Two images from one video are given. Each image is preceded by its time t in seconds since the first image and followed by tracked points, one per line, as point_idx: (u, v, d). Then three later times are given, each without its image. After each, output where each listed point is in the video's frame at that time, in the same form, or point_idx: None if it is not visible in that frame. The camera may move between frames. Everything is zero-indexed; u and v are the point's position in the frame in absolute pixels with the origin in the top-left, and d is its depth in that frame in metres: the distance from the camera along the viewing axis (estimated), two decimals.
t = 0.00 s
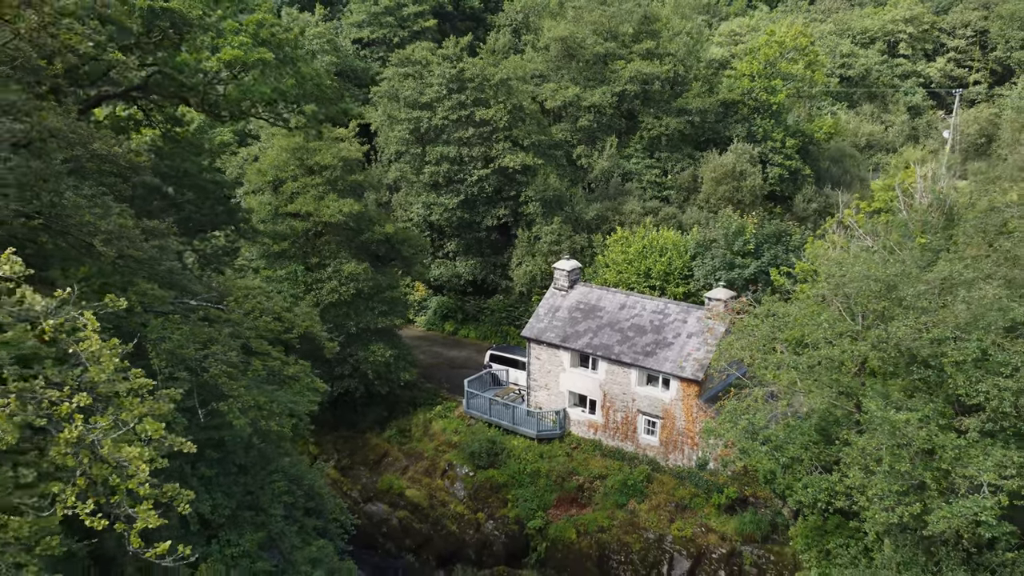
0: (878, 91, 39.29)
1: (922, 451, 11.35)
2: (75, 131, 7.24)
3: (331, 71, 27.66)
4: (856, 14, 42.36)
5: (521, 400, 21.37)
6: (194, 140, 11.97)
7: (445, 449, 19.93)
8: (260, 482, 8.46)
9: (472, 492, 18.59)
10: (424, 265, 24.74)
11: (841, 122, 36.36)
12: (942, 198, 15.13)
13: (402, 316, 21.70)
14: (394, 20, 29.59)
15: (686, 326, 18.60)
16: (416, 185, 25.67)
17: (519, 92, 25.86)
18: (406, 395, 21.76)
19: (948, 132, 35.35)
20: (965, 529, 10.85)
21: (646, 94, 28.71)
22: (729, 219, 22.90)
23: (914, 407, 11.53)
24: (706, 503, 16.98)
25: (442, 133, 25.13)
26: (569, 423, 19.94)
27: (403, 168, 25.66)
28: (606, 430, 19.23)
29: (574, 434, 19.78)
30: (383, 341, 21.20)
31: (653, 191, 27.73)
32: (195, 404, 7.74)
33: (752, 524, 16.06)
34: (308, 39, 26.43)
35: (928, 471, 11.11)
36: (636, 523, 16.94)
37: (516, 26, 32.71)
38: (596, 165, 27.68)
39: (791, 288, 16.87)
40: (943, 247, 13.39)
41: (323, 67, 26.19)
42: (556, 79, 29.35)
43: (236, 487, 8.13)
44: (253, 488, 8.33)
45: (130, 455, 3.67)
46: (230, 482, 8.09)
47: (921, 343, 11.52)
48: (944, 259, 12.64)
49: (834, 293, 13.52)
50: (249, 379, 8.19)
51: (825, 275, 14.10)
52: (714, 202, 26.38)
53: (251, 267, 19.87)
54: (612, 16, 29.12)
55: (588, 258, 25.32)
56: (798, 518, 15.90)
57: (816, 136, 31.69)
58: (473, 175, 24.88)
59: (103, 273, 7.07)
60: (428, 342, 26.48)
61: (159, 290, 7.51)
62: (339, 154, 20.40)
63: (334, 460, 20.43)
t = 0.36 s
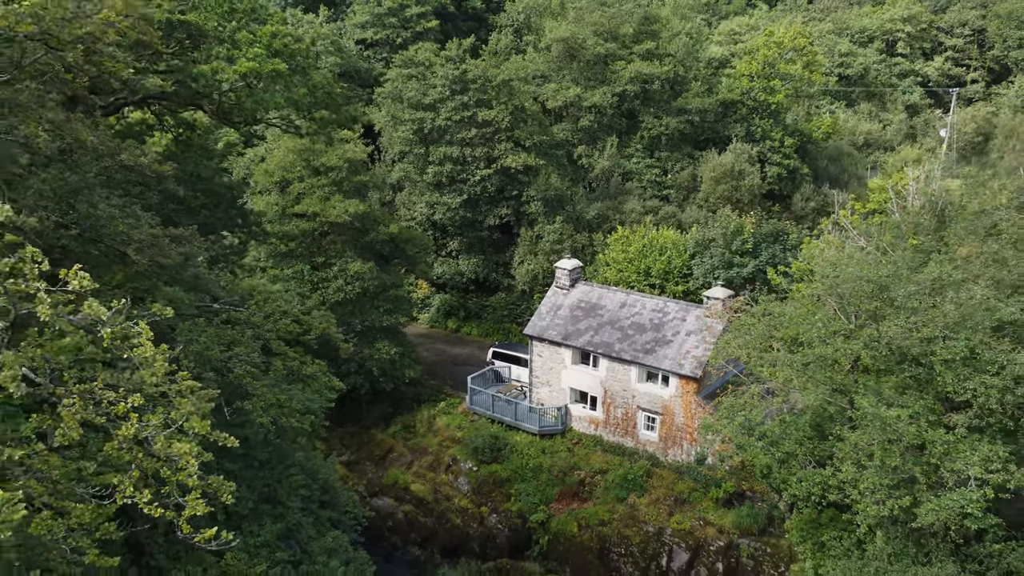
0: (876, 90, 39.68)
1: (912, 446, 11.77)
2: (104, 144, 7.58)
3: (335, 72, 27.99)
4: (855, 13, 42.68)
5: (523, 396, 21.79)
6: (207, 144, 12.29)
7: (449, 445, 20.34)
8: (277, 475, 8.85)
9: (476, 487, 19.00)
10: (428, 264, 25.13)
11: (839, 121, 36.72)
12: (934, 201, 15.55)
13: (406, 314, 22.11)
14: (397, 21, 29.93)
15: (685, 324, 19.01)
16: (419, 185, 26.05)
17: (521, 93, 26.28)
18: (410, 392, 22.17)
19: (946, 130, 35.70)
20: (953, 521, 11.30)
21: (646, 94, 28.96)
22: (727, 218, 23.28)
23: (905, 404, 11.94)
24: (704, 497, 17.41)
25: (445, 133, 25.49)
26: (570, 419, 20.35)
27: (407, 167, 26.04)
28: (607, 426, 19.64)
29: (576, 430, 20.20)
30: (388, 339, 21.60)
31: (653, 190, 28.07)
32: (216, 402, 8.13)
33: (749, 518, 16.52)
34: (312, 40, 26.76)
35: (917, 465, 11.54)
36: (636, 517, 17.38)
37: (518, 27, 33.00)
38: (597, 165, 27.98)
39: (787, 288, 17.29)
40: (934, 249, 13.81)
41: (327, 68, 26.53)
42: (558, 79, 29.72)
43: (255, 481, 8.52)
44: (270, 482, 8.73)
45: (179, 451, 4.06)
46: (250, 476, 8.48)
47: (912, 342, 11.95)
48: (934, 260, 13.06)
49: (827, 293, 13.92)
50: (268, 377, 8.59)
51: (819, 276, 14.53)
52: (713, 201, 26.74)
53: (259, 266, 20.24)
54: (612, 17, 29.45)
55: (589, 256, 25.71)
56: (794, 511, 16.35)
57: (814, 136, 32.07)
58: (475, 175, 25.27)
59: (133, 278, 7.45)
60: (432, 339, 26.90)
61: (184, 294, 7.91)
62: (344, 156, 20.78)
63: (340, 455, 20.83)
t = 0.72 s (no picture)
0: (874, 89, 40.10)
1: (901, 440, 12.23)
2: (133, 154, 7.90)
3: (339, 73, 28.39)
4: (853, 12, 43.05)
5: (526, 391, 22.28)
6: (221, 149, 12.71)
7: (453, 439, 20.80)
8: (295, 467, 9.29)
9: (479, 480, 19.47)
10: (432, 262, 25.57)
11: (838, 120, 37.11)
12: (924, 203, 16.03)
13: (411, 312, 22.56)
14: (401, 21, 30.33)
15: (683, 321, 19.47)
16: (422, 184, 26.48)
17: (522, 95, 26.91)
18: (415, 387, 22.63)
19: (943, 129, 36.09)
20: (940, 511, 11.78)
21: (646, 94, 29.33)
22: (725, 217, 23.75)
23: (894, 399, 12.40)
24: (702, 490, 17.88)
25: (448, 133, 25.93)
26: (571, 414, 20.82)
27: (411, 167, 26.49)
28: (607, 421, 20.11)
29: (577, 425, 20.67)
30: (393, 336, 22.05)
31: (653, 189, 28.47)
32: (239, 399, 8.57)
33: (745, 510, 17.02)
34: (317, 41, 27.15)
35: (905, 459, 12.01)
36: (635, 509, 17.86)
37: (520, 27, 33.36)
38: (597, 164, 28.33)
39: (783, 287, 17.77)
40: (925, 250, 14.27)
41: (332, 69, 26.91)
42: (558, 79, 30.03)
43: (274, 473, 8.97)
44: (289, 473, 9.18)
45: (224, 444, 4.50)
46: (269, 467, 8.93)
47: (902, 340, 12.41)
48: (923, 261, 13.53)
49: (820, 292, 14.39)
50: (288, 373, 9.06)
51: (812, 276, 15.00)
52: (712, 199, 27.14)
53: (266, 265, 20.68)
54: (613, 17, 29.84)
55: (590, 255, 26.15)
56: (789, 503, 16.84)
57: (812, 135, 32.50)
58: (478, 174, 25.72)
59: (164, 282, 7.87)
60: (435, 336, 27.41)
61: (209, 296, 8.34)
62: (350, 157, 21.22)
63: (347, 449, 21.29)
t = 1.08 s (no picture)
0: (873, 88, 40.43)
1: (892, 435, 12.64)
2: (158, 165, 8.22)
3: (343, 73, 28.76)
4: (852, 11, 43.38)
5: (528, 388, 22.70)
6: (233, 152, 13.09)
7: (457, 435, 21.20)
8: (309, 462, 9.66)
9: (483, 475, 19.87)
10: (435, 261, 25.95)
11: (836, 118, 37.44)
12: (916, 205, 16.44)
13: (414, 310, 22.95)
14: (403, 22, 30.69)
15: (682, 319, 19.89)
16: (425, 183, 26.85)
17: (523, 97, 27.43)
18: (419, 384, 23.02)
19: (940, 128, 36.43)
20: (928, 504, 12.22)
21: (646, 94, 29.68)
22: (724, 217, 24.15)
23: (885, 395, 12.82)
24: (700, 484, 18.29)
25: (450, 133, 26.31)
26: (572, 410, 21.22)
27: (414, 167, 26.87)
28: (608, 417, 20.52)
29: (578, 420, 21.08)
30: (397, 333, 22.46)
31: (653, 187, 28.81)
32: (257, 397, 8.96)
33: (742, 504, 17.44)
34: (322, 42, 27.48)
35: (896, 453, 12.43)
36: (635, 502, 18.28)
37: (521, 27, 33.69)
38: (598, 163, 28.63)
39: (779, 286, 18.20)
40: (918, 251, 14.68)
41: (336, 70, 27.25)
42: (560, 79, 30.24)
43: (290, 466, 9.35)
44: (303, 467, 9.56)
45: (258, 440, 4.93)
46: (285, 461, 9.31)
47: (893, 338, 12.84)
48: (914, 261, 13.95)
49: (815, 292, 14.80)
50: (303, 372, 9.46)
51: (807, 276, 15.43)
52: (711, 198, 27.48)
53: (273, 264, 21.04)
54: (613, 18, 30.21)
55: (590, 253, 26.50)
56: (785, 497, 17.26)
57: (810, 134, 32.84)
58: (480, 174, 26.11)
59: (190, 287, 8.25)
60: (438, 333, 27.83)
61: (230, 299, 8.73)
62: (355, 157, 21.57)
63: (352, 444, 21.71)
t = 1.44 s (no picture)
0: (871, 87, 40.79)
1: (883, 432, 13.07)
2: (180, 175, 8.59)
3: (347, 74, 29.17)
4: (851, 11, 43.75)
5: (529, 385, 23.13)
6: (244, 157, 13.47)
7: (460, 431, 21.62)
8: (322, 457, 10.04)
9: (486, 470, 20.29)
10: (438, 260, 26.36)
11: (834, 117, 37.80)
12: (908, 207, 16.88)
13: (418, 308, 23.36)
14: (406, 23, 31.12)
15: (681, 318, 20.31)
16: (428, 183, 27.26)
17: (524, 99, 27.86)
18: (423, 381, 23.43)
19: (937, 127, 36.81)
20: (918, 498, 12.65)
21: (646, 94, 30.07)
22: (722, 217, 24.58)
23: (877, 393, 13.25)
24: (698, 479, 18.72)
25: (453, 134, 26.74)
26: (573, 407, 21.66)
27: (418, 167, 27.28)
28: (608, 413, 20.97)
29: (578, 417, 21.52)
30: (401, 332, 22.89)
31: (653, 187, 29.18)
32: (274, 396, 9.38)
33: (739, 498, 17.87)
34: (326, 43, 27.87)
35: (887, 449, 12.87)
36: (635, 497, 18.72)
37: (522, 28, 34.07)
38: (598, 164, 28.95)
39: (775, 285, 18.65)
40: (909, 252, 15.11)
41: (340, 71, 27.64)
42: (561, 79, 30.46)
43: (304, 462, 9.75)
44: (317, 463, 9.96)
45: (286, 438, 5.37)
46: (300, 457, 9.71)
47: (884, 337, 13.27)
48: (905, 263, 14.38)
49: (810, 292, 15.25)
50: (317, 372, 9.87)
51: (802, 277, 15.87)
52: (710, 198, 27.85)
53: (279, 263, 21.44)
54: (614, 19, 30.63)
55: (591, 252, 26.90)
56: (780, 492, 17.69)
57: (809, 134, 33.13)
58: (483, 175, 26.56)
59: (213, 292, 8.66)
60: (441, 331, 28.26)
61: (250, 303, 9.15)
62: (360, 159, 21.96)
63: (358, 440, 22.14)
